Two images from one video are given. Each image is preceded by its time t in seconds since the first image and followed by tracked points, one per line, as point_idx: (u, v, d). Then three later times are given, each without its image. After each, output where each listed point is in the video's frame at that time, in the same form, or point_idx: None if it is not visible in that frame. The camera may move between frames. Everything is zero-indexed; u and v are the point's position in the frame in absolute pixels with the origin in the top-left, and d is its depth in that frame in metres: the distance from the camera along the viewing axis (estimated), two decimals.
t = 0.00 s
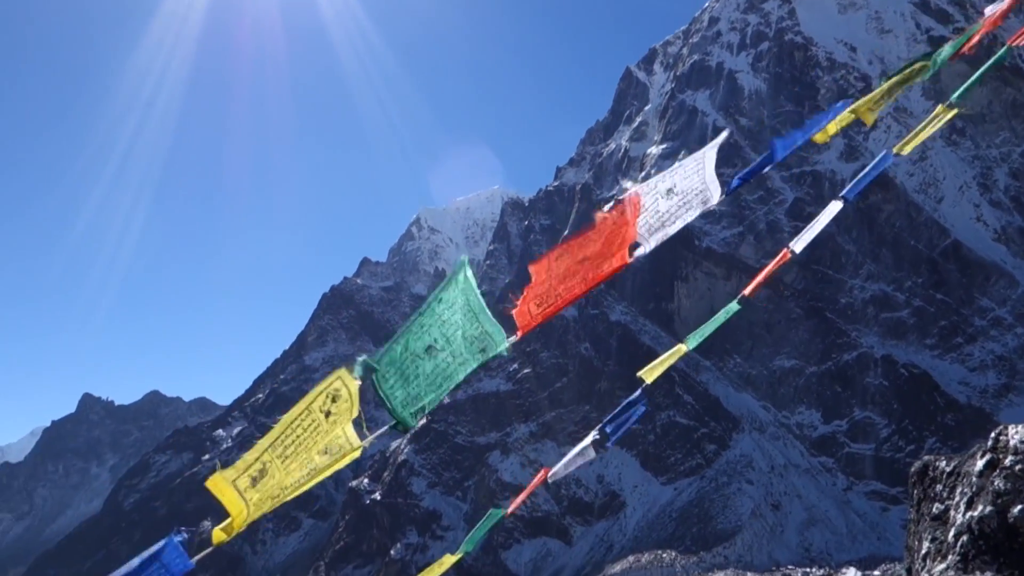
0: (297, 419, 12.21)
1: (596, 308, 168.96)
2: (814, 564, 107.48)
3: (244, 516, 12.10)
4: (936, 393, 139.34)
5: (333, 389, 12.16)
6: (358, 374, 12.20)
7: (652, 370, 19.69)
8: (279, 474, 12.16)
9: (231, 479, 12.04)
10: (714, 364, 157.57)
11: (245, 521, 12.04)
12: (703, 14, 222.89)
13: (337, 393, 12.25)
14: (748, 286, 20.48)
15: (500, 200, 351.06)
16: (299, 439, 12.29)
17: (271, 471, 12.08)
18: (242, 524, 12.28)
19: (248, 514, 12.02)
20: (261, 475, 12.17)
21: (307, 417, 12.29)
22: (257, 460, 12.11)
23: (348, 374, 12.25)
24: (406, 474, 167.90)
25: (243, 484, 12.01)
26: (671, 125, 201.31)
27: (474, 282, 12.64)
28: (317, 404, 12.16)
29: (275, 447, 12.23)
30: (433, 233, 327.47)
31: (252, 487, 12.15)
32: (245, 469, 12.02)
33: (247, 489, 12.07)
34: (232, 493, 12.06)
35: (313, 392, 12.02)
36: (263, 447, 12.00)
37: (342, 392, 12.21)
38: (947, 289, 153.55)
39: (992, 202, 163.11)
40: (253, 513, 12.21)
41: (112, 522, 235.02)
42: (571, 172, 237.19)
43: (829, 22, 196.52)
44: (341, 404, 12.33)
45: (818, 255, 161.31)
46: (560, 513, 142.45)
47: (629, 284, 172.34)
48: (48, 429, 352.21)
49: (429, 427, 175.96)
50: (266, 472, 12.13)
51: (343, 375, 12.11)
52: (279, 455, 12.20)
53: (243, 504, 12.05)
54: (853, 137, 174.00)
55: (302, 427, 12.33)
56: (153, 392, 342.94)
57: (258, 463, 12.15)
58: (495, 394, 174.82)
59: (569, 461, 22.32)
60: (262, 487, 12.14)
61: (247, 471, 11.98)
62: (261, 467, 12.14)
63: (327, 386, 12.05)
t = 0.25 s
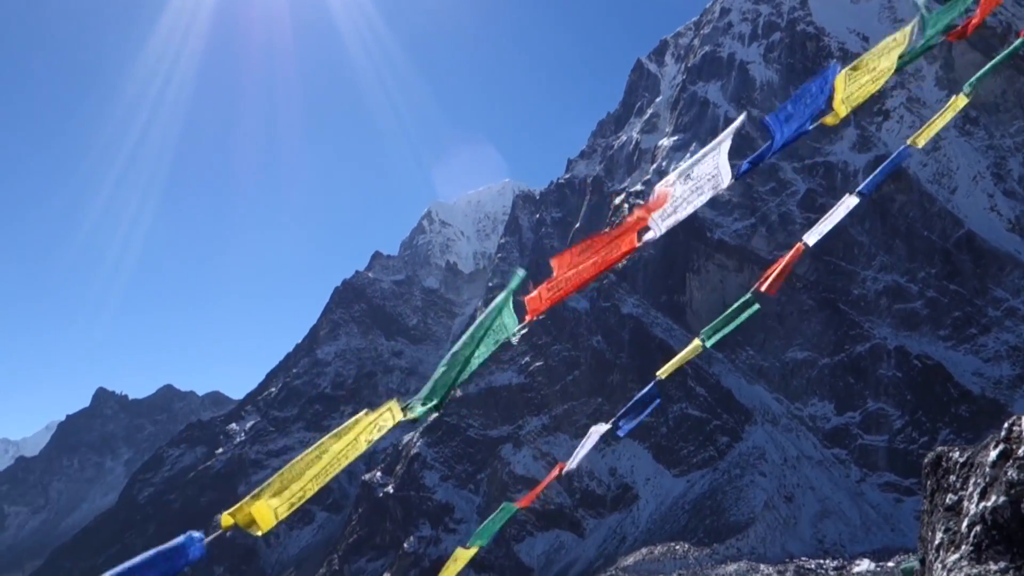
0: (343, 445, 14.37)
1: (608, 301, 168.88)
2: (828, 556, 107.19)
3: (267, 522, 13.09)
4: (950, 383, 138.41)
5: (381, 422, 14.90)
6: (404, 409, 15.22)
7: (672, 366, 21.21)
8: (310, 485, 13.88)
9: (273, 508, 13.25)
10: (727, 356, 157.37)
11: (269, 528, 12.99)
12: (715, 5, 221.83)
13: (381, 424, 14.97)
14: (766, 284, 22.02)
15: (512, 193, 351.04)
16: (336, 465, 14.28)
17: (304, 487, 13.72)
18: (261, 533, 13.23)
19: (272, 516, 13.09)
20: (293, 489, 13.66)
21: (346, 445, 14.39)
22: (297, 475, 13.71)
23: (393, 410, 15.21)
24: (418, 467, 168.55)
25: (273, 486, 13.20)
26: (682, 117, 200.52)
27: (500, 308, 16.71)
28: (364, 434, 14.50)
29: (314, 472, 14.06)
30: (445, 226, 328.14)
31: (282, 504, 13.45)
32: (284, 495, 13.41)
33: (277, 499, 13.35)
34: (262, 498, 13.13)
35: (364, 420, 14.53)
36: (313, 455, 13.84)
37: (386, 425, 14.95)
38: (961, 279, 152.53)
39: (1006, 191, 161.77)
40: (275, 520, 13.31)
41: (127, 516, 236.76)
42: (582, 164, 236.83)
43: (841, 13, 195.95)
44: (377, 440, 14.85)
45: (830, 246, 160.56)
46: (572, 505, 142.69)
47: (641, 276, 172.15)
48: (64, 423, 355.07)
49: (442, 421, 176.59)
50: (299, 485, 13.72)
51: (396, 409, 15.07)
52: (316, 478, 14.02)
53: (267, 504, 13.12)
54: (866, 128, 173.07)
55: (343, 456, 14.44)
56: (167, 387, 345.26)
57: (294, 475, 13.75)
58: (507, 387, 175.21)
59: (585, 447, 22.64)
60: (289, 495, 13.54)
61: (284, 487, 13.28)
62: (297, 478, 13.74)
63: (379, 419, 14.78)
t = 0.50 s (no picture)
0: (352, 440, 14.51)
1: (619, 294, 168.58)
2: (840, 548, 106.83)
3: (282, 520, 13.74)
4: (963, 374, 137.57)
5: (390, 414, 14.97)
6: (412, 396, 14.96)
7: (686, 359, 21.01)
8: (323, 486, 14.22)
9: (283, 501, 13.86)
10: (738, 348, 157.12)
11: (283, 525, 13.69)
12: None
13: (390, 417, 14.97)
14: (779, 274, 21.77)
15: (521, 185, 350.91)
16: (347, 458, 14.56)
17: (316, 485, 14.18)
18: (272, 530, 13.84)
19: (286, 516, 13.75)
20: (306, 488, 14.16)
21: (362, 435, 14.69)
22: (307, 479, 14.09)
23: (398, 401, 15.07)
24: (429, 460, 168.93)
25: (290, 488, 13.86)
26: (693, 108, 199.62)
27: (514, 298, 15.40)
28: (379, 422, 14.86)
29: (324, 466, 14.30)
30: (455, 219, 328.50)
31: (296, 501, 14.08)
32: (295, 489, 13.94)
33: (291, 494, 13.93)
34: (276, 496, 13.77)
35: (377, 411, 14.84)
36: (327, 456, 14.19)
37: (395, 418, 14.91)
38: (975, 271, 151.63)
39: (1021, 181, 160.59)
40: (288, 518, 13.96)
41: (141, 509, 238.47)
42: (593, 156, 236.32)
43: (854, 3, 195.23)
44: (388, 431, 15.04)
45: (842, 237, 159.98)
46: (584, 498, 142.88)
47: (652, 269, 171.74)
48: (77, 417, 357.54)
49: (453, 414, 176.86)
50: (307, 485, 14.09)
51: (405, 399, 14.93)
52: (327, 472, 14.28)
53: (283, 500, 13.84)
54: (878, 118, 170.71)
55: (354, 451, 14.64)
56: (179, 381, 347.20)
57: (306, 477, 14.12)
58: (518, 379, 175.32)
59: (602, 446, 22.16)
60: (302, 492, 14.13)
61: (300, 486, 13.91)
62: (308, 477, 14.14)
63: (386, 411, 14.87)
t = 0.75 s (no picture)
0: (370, 428, 14.42)
1: (629, 287, 168.36)
2: (852, 540, 106.60)
3: (300, 507, 13.36)
4: (976, 365, 136.81)
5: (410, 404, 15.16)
6: (435, 390, 15.65)
7: (699, 351, 21.18)
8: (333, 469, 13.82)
9: (298, 481, 13.41)
10: (749, 340, 156.78)
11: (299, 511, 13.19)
12: None
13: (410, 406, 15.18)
14: (792, 268, 21.96)
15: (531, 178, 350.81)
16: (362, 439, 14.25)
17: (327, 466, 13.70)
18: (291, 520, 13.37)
19: (303, 501, 13.35)
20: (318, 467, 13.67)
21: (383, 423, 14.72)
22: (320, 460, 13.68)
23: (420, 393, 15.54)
24: (441, 453, 169.44)
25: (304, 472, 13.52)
26: (703, 100, 198.84)
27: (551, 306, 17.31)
28: (395, 414, 14.80)
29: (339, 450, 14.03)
30: (465, 213, 329.19)
31: (313, 486, 13.64)
32: (310, 471, 13.55)
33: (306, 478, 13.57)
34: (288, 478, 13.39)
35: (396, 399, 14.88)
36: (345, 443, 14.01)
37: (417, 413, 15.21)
38: (987, 262, 150.76)
39: None
40: (306, 505, 13.52)
41: (155, 503, 240.05)
42: (603, 149, 235.85)
43: None
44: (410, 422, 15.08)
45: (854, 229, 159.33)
46: (595, 491, 143.09)
47: (663, 261, 171.41)
48: (91, 412, 359.94)
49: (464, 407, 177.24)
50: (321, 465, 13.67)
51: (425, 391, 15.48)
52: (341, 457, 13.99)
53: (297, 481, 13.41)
54: (889, 108, 169.89)
55: (369, 442, 14.41)
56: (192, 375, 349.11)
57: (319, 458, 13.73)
58: (529, 373, 175.53)
59: (615, 438, 22.20)
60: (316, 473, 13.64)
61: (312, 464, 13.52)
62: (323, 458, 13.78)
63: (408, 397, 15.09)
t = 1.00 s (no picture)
0: (374, 410, 13.29)
1: (639, 280, 168.10)
2: (864, 533, 106.33)
3: (310, 486, 12.48)
4: (988, 358, 136.14)
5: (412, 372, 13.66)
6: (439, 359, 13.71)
7: (709, 346, 21.00)
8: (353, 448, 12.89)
9: (309, 465, 12.50)
10: (760, 333, 156.21)
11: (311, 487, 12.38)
12: None
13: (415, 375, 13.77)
14: (803, 259, 21.69)
15: (541, 172, 350.64)
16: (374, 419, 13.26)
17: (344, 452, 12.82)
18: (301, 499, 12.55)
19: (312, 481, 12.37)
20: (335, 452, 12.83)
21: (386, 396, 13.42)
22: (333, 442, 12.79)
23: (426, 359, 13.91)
24: (451, 447, 169.91)
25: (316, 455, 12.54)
26: (712, 92, 198.06)
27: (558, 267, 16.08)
28: (397, 387, 13.41)
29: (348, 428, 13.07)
30: (474, 207, 329.60)
31: (324, 466, 12.65)
32: (320, 452, 12.56)
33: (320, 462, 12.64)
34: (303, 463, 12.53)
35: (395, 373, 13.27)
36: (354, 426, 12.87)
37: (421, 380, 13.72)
38: (1000, 253, 150.04)
39: None
40: (317, 485, 12.62)
41: (168, 496, 241.65)
42: (612, 142, 235.42)
43: None
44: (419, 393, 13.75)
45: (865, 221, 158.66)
46: (606, 484, 143.33)
47: (672, 254, 170.99)
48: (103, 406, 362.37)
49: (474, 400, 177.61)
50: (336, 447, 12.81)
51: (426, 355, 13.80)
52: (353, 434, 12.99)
53: (311, 469, 12.55)
54: (900, 99, 168.74)
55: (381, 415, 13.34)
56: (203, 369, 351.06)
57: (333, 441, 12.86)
58: (539, 366, 175.65)
59: (627, 432, 21.96)
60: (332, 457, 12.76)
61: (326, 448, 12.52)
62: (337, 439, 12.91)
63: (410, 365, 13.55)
